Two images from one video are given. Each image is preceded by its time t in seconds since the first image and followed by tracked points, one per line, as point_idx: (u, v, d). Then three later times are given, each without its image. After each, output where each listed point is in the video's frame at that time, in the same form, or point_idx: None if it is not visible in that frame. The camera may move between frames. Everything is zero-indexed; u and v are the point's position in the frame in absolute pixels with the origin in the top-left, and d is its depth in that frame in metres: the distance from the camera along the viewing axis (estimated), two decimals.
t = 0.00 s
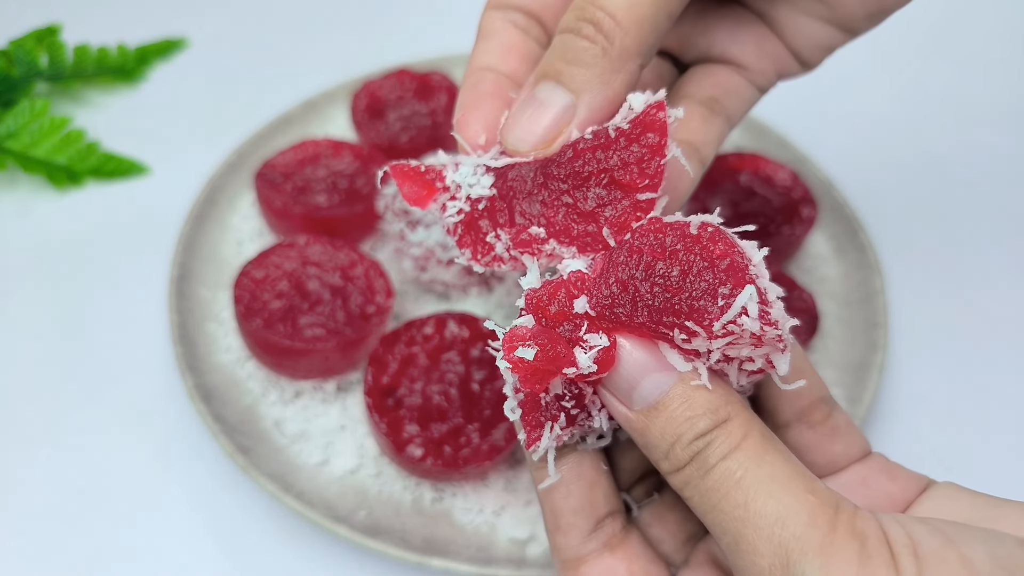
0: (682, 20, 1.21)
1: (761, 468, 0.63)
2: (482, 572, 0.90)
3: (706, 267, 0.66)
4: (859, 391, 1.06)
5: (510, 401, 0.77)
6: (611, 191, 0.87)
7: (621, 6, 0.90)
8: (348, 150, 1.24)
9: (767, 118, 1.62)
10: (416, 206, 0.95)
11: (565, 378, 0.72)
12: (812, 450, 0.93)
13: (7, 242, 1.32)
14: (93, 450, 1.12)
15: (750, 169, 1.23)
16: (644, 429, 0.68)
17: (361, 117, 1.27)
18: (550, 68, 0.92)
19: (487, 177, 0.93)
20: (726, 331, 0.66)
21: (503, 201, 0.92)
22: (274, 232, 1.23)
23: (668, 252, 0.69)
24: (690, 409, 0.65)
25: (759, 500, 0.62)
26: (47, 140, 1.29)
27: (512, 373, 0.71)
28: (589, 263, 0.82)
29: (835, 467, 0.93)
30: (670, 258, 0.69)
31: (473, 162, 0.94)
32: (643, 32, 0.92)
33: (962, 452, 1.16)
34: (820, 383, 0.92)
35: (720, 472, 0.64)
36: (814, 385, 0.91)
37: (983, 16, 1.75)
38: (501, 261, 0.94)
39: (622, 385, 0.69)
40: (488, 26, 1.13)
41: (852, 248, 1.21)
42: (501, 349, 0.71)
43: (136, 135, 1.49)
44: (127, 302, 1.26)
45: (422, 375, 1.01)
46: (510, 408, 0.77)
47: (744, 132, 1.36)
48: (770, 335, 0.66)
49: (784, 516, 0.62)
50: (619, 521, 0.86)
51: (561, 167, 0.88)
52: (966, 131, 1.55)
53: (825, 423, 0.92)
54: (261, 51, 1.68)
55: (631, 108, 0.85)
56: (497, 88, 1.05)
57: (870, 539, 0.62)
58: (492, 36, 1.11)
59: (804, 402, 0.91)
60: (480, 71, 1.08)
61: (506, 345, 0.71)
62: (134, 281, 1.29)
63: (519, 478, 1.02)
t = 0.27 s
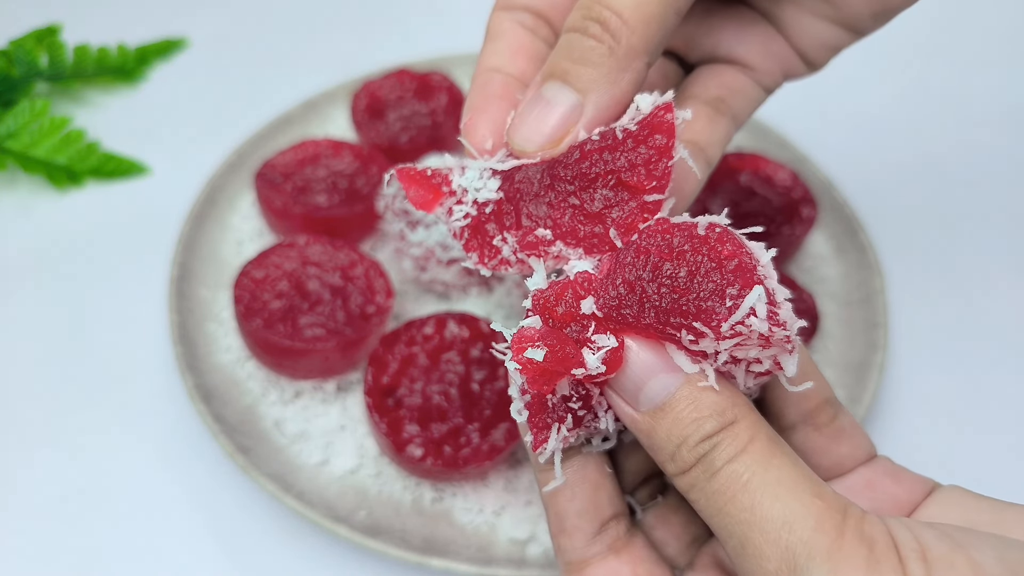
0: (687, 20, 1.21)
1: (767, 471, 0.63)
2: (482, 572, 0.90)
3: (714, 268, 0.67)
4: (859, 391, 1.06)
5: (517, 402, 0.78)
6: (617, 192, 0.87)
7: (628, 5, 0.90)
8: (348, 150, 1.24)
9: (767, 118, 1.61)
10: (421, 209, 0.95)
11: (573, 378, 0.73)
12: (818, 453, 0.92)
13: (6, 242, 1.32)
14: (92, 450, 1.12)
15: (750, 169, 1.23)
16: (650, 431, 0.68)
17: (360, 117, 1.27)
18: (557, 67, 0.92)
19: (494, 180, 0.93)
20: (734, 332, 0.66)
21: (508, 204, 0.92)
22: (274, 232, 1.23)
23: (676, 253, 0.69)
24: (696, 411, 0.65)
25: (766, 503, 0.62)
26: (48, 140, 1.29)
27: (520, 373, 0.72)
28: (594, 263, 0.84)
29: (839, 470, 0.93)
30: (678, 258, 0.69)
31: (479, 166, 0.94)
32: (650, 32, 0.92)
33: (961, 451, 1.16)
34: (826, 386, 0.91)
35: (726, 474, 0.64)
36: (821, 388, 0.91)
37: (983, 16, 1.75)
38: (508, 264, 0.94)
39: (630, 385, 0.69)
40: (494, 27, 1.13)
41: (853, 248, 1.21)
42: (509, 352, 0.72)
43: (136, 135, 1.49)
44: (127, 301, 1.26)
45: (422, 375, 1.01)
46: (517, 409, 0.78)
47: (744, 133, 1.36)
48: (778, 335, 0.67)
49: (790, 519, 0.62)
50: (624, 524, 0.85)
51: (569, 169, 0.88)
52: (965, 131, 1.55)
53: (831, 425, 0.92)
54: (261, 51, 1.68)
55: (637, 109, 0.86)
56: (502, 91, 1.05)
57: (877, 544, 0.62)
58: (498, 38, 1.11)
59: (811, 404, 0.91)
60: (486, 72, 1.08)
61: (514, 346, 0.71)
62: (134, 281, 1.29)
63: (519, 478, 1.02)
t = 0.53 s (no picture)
0: (687, 22, 1.22)
1: (765, 479, 0.63)
2: (482, 572, 0.90)
3: (711, 275, 0.65)
4: (858, 391, 1.06)
5: (513, 408, 0.78)
6: (615, 198, 0.85)
7: (625, 6, 0.90)
8: (348, 150, 1.24)
9: (767, 118, 1.62)
10: (418, 214, 0.96)
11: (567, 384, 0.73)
12: (817, 458, 0.92)
13: (6, 242, 1.32)
14: (92, 450, 1.12)
15: (750, 168, 1.23)
16: (647, 438, 0.68)
17: (360, 117, 1.27)
18: (554, 70, 0.92)
19: (491, 185, 0.93)
20: (730, 338, 0.65)
21: (506, 208, 0.92)
22: (274, 232, 1.23)
23: (673, 259, 0.68)
24: (694, 418, 0.65)
25: (764, 512, 0.62)
26: (47, 140, 1.30)
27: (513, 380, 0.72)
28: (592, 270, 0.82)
29: (839, 475, 0.93)
30: (675, 264, 0.68)
31: (476, 171, 0.94)
32: (647, 34, 0.92)
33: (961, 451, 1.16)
34: (826, 392, 0.91)
35: (724, 482, 0.64)
36: (820, 394, 0.90)
37: (983, 16, 1.75)
38: (506, 267, 0.93)
39: (626, 393, 0.69)
40: (494, 29, 1.13)
41: (853, 248, 1.21)
42: (501, 359, 0.72)
43: (136, 135, 1.49)
44: (127, 301, 1.26)
45: (422, 375, 1.01)
46: (513, 415, 0.78)
47: (744, 133, 1.36)
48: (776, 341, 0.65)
49: (789, 528, 0.62)
50: (623, 529, 0.85)
51: (564, 174, 0.87)
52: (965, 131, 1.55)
53: (831, 431, 0.92)
54: (261, 51, 1.68)
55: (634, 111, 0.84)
56: (502, 92, 1.05)
57: (877, 553, 0.62)
58: (498, 40, 1.11)
59: (811, 411, 0.90)
60: (486, 74, 1.08)
61: (507, 354, 0.71)
62: (134, 281, 1.29)
63: (519, 478, 1.02)
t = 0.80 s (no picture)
0: None
1: (759, 507, 0.63)
2: (482, 572, 0.90)
3: (707, 297, 0.65)
4: (858, 391, 1.06)
5: (506, 429, 0.77)
6: (654, 104, 1.04)
7: None
8: (348, 150, 1.24)
9: (767, 118, 1.61)
10: (471, 117, 1.12)
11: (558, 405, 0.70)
12: (815, 483, 0.91)
13: (6, 243, 1.32)
14: (92, 450, 1.11)
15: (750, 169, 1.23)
16: (638, 462, 0.67)
17: (360, 117, 1.27)
18: None
19: (542, 88, 1.07)
20: (727, 362, 0.65)
21: (553, 110, 1.08)
22: (274, 232, 1.23)
23: (669, 280, 0.67)
24: (686, 443, 0.65)
25: (758, 542, 0.62)
26: (47, 139, 1.31)
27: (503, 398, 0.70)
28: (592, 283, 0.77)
29: (837, 500, 0.91)
30: (671, 285, 0.67)
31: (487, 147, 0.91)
32: None
33: (962, 452, 1.16)
34: (823, 416, 0.88)
35: (717, 510, 0.64)
36: (817, 418, 0.88)
37: (983, 16, 1.75)
38: (546, 165, 1.14)
39: (619, 415, 0.67)
40: None
41: (853, 248, 1.21)
42: (492, 377, 0.70)
43: (136, 134, 1.49)
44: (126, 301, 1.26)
45: (422, 375, 1.02)
46: (506, 435, 0.77)
47: (744, 132, 1.36)
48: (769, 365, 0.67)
49: (783, 558, 0.62)
50: (620, 551, 0.83)
51: (609, 79, 1.05)
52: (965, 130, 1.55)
53: (829, 455, 0.90)
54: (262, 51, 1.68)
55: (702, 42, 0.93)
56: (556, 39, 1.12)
57: None
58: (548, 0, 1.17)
59: (807, 436, 0.89)
60: (543, 9, 1.16)
61: (497, 371, 0.69)
62: (134, 281, 1.29)
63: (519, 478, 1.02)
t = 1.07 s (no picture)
0: None
1: (766, 533, 0.62)
2: (482, 572, 0.90)
3: (718, 313, 0.62)
4: (858, 391, 1.06)
5: (508, 443, 0.73)
6: None
7: None
8: (348, 150, 1.24)
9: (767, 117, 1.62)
10: None
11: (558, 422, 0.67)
12: (822, 501, 0.88)
13: (6, 242, 1.32)
14: (91, 451, 1.11)
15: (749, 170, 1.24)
16: (641, 482, 0.65)
17: (360, 117, 1.28)
18: None
19: None
20: (739, 380, 0.61)
21: None
22: (274, 232, 1.23)
23: (679, 295, 0.63)
24: (692, 464, 0.63)
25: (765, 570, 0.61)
26: (48, 139, 1.31)
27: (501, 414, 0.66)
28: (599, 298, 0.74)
29: (844, 518, 0.88)
30: (681, 300, 0.63)
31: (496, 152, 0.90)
32: None
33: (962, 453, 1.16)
34: (832, 434, 0.85)
35: (722, 535, 0.62)
36: (826, 437, 0.85)
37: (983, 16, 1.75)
38: None
39: (622, 433, 0.64)
40: None
41: (852, 248, 1.22)
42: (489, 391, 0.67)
43: (135, 134, 1.49)
44: (126, 301, 1.26)
45: (422, 375, 1.02)
46: (507, 451, 0.73)
47: (743, 132, 1.36)
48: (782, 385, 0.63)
49: None
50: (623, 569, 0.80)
51: None
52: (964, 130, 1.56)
53: (837, 473, 0.87)
54: (263, 50, 1.68)
55: None
56: None
57: None
58: None
59: (816, 454, 0.86)
60: None
61: (495, 387, 0.66)
62: (133, 282, 1.29)
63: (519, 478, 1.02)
